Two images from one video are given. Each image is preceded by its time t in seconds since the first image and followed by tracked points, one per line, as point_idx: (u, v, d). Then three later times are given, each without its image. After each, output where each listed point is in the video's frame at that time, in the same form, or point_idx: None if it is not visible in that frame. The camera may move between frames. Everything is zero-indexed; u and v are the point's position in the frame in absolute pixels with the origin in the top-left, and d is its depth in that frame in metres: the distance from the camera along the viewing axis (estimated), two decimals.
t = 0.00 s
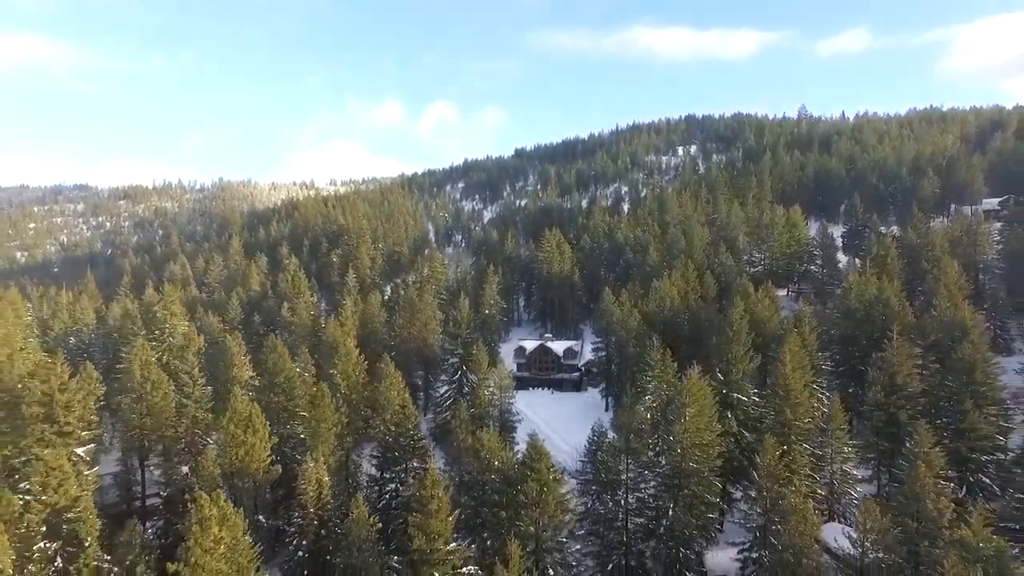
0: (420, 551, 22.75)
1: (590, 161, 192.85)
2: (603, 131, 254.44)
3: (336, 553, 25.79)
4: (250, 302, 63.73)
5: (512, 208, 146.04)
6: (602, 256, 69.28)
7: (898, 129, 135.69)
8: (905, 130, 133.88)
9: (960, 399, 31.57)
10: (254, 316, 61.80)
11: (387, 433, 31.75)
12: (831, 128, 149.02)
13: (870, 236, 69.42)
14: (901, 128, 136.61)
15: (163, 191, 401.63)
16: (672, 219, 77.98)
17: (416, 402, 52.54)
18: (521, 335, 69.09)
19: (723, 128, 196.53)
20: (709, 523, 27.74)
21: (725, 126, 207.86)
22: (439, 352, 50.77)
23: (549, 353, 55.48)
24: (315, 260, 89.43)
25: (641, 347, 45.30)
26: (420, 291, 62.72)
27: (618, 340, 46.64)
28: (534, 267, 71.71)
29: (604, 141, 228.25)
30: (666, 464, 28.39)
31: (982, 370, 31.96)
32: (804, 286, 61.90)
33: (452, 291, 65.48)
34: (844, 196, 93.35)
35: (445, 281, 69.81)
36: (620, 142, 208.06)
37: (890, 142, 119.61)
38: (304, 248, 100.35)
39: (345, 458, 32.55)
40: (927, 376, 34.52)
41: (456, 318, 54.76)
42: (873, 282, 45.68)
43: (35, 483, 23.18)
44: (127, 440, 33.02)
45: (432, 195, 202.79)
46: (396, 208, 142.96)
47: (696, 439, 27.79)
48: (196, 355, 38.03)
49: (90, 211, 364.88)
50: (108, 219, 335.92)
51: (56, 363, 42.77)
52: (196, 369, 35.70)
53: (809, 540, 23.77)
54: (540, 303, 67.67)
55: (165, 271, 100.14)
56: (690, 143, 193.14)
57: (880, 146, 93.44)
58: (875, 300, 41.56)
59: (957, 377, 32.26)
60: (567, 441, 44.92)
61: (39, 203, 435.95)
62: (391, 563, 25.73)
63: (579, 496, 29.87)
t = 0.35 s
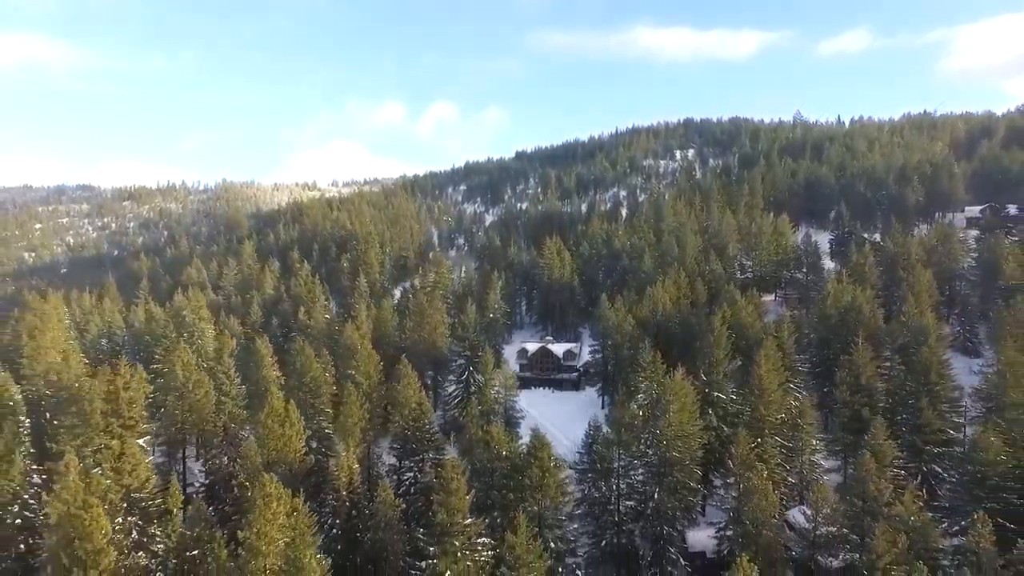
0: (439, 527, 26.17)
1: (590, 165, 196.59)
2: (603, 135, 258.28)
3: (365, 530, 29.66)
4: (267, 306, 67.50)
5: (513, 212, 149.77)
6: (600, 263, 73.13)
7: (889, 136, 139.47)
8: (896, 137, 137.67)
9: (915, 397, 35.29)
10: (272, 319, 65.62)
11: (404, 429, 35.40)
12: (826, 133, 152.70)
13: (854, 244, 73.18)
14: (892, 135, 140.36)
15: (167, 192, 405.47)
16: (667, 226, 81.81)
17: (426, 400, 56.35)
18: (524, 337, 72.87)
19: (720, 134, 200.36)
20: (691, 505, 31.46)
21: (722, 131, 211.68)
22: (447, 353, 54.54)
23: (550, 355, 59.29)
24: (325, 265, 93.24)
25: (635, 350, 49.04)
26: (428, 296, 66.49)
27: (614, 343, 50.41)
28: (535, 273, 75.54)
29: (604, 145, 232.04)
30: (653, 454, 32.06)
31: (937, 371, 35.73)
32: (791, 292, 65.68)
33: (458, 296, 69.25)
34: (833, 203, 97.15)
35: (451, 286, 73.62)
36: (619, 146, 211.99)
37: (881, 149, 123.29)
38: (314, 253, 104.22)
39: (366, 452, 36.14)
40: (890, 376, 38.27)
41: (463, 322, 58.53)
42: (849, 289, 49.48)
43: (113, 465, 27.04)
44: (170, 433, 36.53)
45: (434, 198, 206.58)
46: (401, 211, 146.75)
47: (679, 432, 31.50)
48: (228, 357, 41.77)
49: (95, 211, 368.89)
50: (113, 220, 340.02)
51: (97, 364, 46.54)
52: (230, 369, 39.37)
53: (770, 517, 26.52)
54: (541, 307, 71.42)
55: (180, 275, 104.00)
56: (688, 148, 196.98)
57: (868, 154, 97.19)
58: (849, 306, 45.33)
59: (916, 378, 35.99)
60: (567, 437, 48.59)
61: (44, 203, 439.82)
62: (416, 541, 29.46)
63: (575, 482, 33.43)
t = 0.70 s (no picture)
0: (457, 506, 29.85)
1: (590, 168, 200.62)
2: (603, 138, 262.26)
3: (389, 512, 33.33)
4: (284, 310, 71.60)
5: (515, 216, 153.87)
6: (599, 270, 77.23)
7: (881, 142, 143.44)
8: (887, 143, 141.64)
9: (879, 395, 39.17)
10: (289, 324, 69.77)
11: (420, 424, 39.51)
12: (820, 139, 156.66)
13: (839, 250, 77.10)
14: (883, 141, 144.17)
15: (172, 193, 410.03)
16: (662, 233, 85.89)
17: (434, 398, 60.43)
18: (525, 339, 76.96)
19: (717, 140, 204.55)
20: (676, 491, 35.45)
21: (719, 135, 215.55)
22: (455, 355, 58.62)
23: (550, 356, 63.37)
24: (335, 269, 97.36)
25: (630, 353, 53.05)
26: (436, 300, 70.53)
27: (609, 346, 54.49)
28: (537, 279, 79.70)
29: (603, 149, 236.17)
30: (642, 445, 36.03)
31: (898, 372, 39.61)
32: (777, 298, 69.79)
33: (464, 300, 73.48)
34: (823, 211, 101.18)
35: (457, 290, 77.65)
36: (618, 150, 216.00)
37: (871, 157, 127.22)
38: (323, 257, 108.39)
39: (386, 446, 40.21)
40: (857, 377, 42.26)
41: (469, 326, 62.52)
42: (828, 296, 53.46)
43: (172, 452, 31.18)
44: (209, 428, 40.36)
45: (437, 200, 210.65)
46: (406, 215, 150.91)
47: (665, 426, 35.55)
48: (256, 360, 45.83)
49: (101, 211, 373.49)
50: (120, 220, 344.62)
51: (134, 364, 50.62)
52: (261, 369, 43.48)
53: (740, 498, 29.94)
54: (542, 311, 75.46)
55: (195, 278, 108.20)
56: (686, 152, 201.07)
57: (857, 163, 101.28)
58: (827, 311, 49.24)
59: (879, 378, 39.88)
60: (568, 432, 52.47)
61: (49, 203, 444.40)
62: (436, 521, 33.35)
63: (574, 471, 37.53)
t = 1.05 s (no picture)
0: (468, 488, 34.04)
1: (591, 172, 204.72)
2: (602, 141, 266.58)
3: (408, 496, 36.52)
4: (299, 313, 75.83)
5: (517, 220, 158.14)
6: (599, 277, 81.73)
7: (873, 148, 147.39)
8: (879, 149, 145.56)
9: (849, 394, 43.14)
10: (305, 326, 74.04)
11: (434, 419, 43.75)
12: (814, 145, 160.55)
13: (826, 256, 81.24)
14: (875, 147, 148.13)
15: (178, 194, 414.90)
16: (658, 239, 90.09)
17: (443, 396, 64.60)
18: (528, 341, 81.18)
19: (716, 145, 208.70)
20: (664, 478, 39.39)
21: (717, 139, 219.75)
22: (462, 355, 62.80)
23: (551, 357, 67.60)
24: (344, 272, 101.58)
25: (625, 354, 57.17)
26: (443, 304, 74.68)
27: (606, 349, 58.67)
28: (539, 283, 83.90)
29: (604, 152, 240.32)
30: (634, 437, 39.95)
31: (866, 372, 43.62)
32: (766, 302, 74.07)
33: (469, 305, 77.78)
34: (813, 218, 105.23)
35: (463, 294, 81.84)
36: (619, 154, 220.27)
37: (863, 163, 131.14)
38: (333, 261, 112.72)
39: (403, 438, 44.31)
40: (831, 377, 46.35)
41: (475, 329, 66.70)
42: (808, 303, 57.56)
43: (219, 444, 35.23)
44: (243, 424, 44.62)
45: (441, 203, 215.00)
46: (411, 219, 155.18)
47: (654, 420, 39.57)
48: (282, 361, 50.09)
49: (108, 212, 378.24)
50: (127, 221, 349.64)
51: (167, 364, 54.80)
52: (288, 370, 47.67)
53: (717, 483, 33.44)
54: (544, 314, 79.62)
55: (210, 281, 112.61)
56: (684, 157, 205.15)
57: (845, 171, 105.27)
58: (806, 316, 53.35)
59: (851, 378, 43.84)
60: (568, 427, 56.83)
61: (56, 204, 449.39)
62: (455, 505, 36.72)
63: (574, 461, 41.38)
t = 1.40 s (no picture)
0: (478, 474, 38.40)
1: (591, 176, 209.16)
2: (603, 145, 271.06)
3: (425, 483, 40.76)
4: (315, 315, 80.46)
5: (519, 224, 162.65)
6: (598, 282, 86.10)
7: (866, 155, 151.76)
8: (871, 156, 149.88)
9: (823, 390, 47.22)
10: (320, 328, 78.56)
11: (446, 415, 48.16)
12: (809, 150, 164.77)
13: (813, 262, 85.64)
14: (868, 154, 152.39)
15: (183, 196, 419.61)
16: (654, 245, 94.47)
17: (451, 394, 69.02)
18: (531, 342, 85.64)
19: (714, 150, 213.05)
20: (656, 468, 43.59)
21: (715, 144, 224.17)
22: (470, 357, 67.27)
23: (552, 358, 72.10)
24: (355, 276, 106.10)
25: (621, 356, 61.62)
26: (451, 307, 79.18)
27: (603, 351, 63.08)
28: (541, 288, 88.29)
29: (604, 156, 244.72)
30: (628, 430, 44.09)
31: (839, 373, 47.94)
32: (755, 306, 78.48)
33: (475, 308, 82.23)
34: (805, 223, 109.53)
35: (469, 298, 86.22)
36: (619, 158, 224.69)
37: (855, 169, 135.43)
38: (343, 265, 117.29)
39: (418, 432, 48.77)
40: (808, 377, 50.69)
41: (481, 332, 71.16)
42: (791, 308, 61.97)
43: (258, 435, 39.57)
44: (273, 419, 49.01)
45: (444, 206, 219.59)
46: (416, 224, 159.72)
47: (646, 415, 43.79)
48: (306, 362, 54.50)
49: (115, 214, 383.37)
50: (134, 223, 354.75)
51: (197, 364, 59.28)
52: (313, 369, 52.21)
53: (698, 469, 37.64)
54: (546, 317, 84.04)
55: (224, 285, 117.23)
56: (683, 161, 209.49)
57: (836, 178, 109.58)
58: (789, 321, 57.76)
59: (826, 378, 48.02)
60: (568, 421, 61.33)
61: (63, 205, 454.49)
62: (467, 489, 40.91)
63: (573, 452, 45.78)
